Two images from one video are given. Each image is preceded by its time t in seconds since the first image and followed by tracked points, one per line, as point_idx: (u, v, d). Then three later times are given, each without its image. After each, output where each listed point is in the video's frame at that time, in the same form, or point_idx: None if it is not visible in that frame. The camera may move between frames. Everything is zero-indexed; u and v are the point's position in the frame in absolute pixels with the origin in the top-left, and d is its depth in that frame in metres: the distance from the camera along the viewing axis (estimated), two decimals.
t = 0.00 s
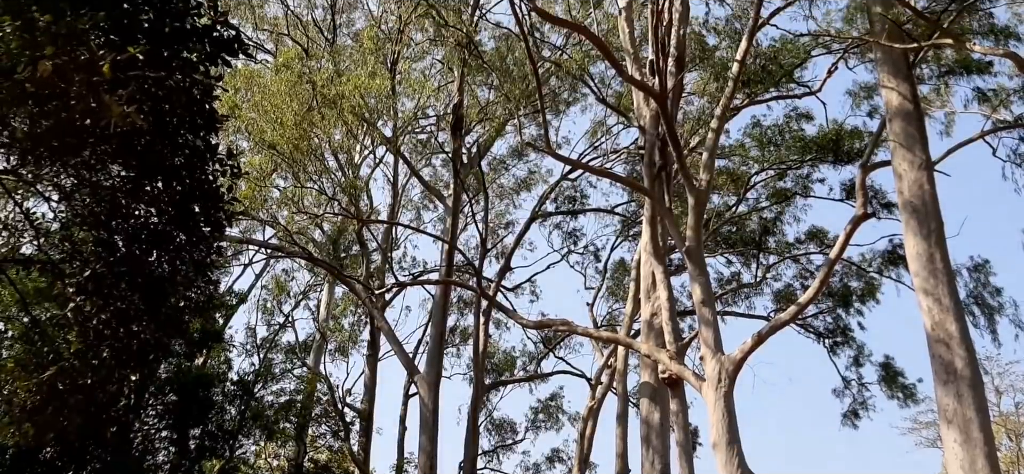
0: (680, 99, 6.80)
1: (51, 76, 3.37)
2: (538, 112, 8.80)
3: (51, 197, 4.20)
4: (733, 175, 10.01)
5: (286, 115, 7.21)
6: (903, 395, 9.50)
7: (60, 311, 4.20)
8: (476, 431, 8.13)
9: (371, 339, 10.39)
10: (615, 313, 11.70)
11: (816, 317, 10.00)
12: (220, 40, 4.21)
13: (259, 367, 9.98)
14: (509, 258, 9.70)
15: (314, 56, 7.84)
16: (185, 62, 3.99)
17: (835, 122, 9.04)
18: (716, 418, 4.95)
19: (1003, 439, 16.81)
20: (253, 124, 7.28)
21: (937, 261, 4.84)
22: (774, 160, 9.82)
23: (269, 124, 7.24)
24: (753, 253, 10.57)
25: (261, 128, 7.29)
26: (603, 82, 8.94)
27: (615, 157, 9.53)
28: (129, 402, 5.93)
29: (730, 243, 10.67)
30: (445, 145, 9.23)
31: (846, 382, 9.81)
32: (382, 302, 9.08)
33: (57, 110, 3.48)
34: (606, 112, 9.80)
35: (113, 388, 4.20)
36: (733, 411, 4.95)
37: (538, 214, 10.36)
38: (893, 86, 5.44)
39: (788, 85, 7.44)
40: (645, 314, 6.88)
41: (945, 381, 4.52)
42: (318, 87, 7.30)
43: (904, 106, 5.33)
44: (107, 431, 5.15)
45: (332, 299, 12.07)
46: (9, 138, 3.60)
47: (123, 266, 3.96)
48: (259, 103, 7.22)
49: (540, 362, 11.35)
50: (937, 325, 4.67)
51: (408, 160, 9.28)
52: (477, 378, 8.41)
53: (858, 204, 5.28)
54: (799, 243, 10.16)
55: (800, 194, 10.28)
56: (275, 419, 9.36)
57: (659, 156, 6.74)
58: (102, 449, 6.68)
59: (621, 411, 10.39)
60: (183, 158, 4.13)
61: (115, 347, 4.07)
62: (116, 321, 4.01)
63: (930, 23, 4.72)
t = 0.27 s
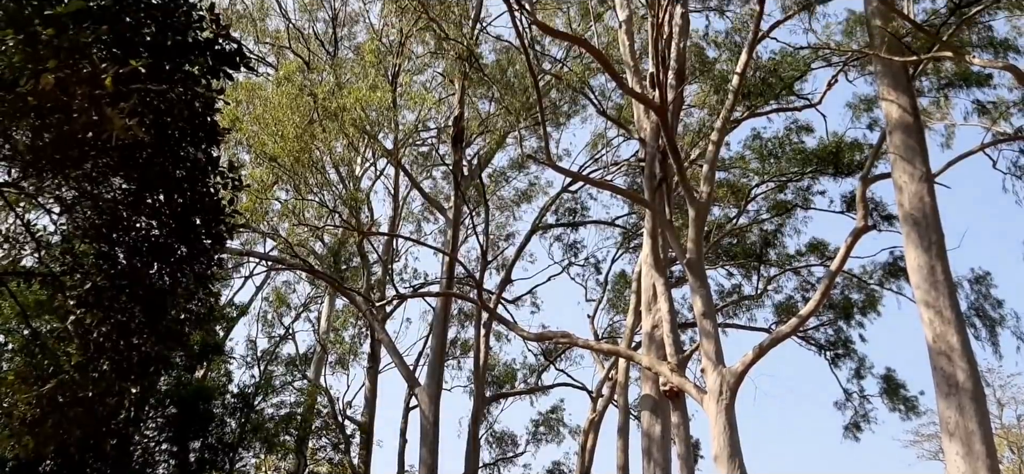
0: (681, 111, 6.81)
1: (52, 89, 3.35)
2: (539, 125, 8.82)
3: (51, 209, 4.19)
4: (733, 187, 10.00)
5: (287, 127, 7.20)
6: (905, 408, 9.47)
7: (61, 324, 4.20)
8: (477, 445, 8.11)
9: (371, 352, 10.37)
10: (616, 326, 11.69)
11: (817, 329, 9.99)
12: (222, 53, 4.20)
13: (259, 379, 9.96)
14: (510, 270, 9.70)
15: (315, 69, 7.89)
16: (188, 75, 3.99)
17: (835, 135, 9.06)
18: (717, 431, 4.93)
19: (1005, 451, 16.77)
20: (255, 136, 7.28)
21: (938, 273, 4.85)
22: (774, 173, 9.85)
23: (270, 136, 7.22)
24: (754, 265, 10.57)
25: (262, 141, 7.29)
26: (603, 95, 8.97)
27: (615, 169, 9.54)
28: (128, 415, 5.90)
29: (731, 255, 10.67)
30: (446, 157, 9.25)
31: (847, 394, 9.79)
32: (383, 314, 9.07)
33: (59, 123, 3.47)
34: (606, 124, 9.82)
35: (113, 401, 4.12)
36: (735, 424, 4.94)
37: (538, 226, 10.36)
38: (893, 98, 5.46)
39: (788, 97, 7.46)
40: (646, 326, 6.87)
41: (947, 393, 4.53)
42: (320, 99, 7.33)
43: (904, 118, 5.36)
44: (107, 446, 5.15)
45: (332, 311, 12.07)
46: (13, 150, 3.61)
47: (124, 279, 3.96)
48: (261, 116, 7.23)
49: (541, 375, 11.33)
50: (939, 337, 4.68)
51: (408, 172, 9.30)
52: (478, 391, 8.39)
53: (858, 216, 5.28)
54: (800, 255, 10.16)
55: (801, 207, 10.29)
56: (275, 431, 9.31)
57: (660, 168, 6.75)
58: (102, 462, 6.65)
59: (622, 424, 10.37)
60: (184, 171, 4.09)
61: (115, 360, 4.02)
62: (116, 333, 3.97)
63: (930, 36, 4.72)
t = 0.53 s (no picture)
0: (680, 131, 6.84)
1: (54, 109, 3.31)
2: (538, 143, 8.84)
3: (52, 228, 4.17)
4: (733, 205, 10.04)
5: (287, 147, 7.20)
6: (906, 427, 9.44)
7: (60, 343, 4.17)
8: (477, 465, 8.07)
9: (370, 371, 10.34)
10: (616, 344, 11.68)
11: (818, 348, 9.97)
12: (223, 72, 4.17)
13: (258, 398, 9.94)
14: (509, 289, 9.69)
15: (316, 88, 7.94)
16: (190, 94, 3.93)
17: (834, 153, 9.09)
18: (718, 450, 4.92)
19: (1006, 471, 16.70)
20: (255, 156, 7.37)
21: (938, 292, 4.89)
22: (773, 191, 9.84)
23: (270, 155, 7.26)
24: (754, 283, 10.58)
25: (262, 160, 7.30)
26: (603, 114, 9.02)
27: (615, 188, 9.56)
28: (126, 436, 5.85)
29: (731, 273, 10.68)
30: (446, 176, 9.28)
31: (848, 414, 9.76)
32: (382, 333, 9.06)
33: (59, 141, 3.42)
34: (605, 143, 9.86)
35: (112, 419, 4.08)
36: (735, 444, 4.92)
37: (538, 244, 10.36)
38: (892, 118, 5.53)
39: (787, 115, 7.49)
40: (647, 344, 6.86)
41: (948, 412, 4.56)
42: (320, 118, 7.39)
43: (903, 137, 5.42)
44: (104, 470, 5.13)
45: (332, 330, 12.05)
46: (13, 170, 3.52)
47: (123, 298, 3.88)
48: (261, 134, 7.33)
49: (541, 394, 11.30)
50: (939, 356, 4.71)
51: (409, 190, 9.32)
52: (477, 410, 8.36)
53: (858, 235, 5.29)
54: (800, 273, 10.15)
55: (800, 225, 10.31)
56: (274, 450, 9.37)
57: (659, 187, 6.76)
58: None
59: (622, 444, 10.32)
60: (185, 190, 4.00)
61: (114, 379, 3.94)
62: (116, 352, 3.92)
63: (927, 57, 4.74)
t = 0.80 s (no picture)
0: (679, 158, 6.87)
1: (56, 136, 3.21)
2: (538, 170, 8.88)
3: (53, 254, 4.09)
4: (732, 232, 10.10)
5: (288, 174, 7.22)
6: (908, 454, 9.37)
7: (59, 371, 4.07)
8: None
9: (370, 398, 10.29)
10: (617, 371, 11.64)
11: (819, 375, 9.94)
12: (224, 99, 4.18)
13: (256, 426, 9.89)
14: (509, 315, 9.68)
15: (317, 115, 7.96)
16: (191, 121, 3.94)
17: (833, 179, 9.12)
18: None
19: None
20: (257, 183, 7.37)
21: (939, 319, 4.92)
22: (771, 217, 9.91)
23: (272, 183, 7.27)
24: (754, 310, 10.59)
25: (263, 187, 7.33)
26: (603, 140, 9.06)
27: (615, 214, 9.57)
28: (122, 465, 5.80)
29: (731, 299, 10.68)
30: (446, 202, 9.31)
31: (850, 442, 9.70)
32: (382, 360, 9.03)
33: (60, 169, 3.29)
34: (605, 170, 9.90)
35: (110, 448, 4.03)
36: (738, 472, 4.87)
37: (538, 271, 10.36)
38: (890, 144, 5.62)
39: (786, 142, 7.53)
40: (648, 372, 6.83)
41: (951, 441, 4.55)
42: (321, 145, 7.44)
43: (901, 164, 5.50)
44: None
45: (331, 357, 12.02)
46: (13, 198, 3.40)
47: (121, 325, 3.80)
48: (262, 162, 7.36)
49: (541, 421, 11.24)
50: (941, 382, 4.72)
51: (409, 217, 9.33)
52: (477, 438, 8.31)
53: (858, 262, 5.29)
54: (800, 300, 10.14)
55: (800, 251, 10.31)
56: None
57: (660, 214, 6.76)
58: None
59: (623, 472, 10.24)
60: (186, 216, 3.94)
61: (112, 407, 3.88)
62: (114, 380, 3.84)
63: (925, 83, 4.74)
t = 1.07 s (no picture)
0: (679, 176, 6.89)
1: (57, 155, 3.22)
2: (538, 188, 8.90)
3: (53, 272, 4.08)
4: (733, 249, 10.14)
5: (288, 191, 7.30)
6: (910, 473, 9.33)
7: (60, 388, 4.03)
8: None
9: (370, 415, 10.27)
10: (618, 389, 11.62)
11: (820, 393, 9.93)
12: (226, 117, 4.16)
13: (256, 444, 9.86)
14: (510, 332, 9.68)
15: (318, 133, 8.11)
16: (192, 140, 3.93)
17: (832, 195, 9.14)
18: None
19: None
20: (257, 200, 7.45)
21: (940, 337, 5.20)
22: (772, 234, 9.91)
23: (272, 200, 7.36)
24: (755, 328, 10.60)
25: (263, 203, 7.38)
26: (603, 157, 9.09)
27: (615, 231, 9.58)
28: None
29: (732, 317, 10.67)
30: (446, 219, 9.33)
31: (852, 460, 9.67)
32: (381, 378, 9.01)
33: (62, 187, 3.34)
34: (605, 187, 9.92)
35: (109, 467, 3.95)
36: None
37: (538, 288, 10.36)
38: (890, 163, 5.90)
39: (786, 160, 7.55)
40: (648, 389, 6.81)
41: (952, 457, 4.79)
42: (322, 163, 7.50)
43: (902, 182, 5.80)
44: None
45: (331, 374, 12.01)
46: (15, 214, 3.43)
47: (121, 343, 3.77)
48: (263, 179, 7.43)
49: (542, 439, 11.21)
50: (942, 401, 4.96)
51: (409, 234, 9.34)
52: (477, 456, 8.28)
53: (858, 278, 5.28)
54: (801, 318, 10.14)
55: (800, 269, 10.32)
56: None
57: (660, 231, 6.78)
58: None
59: None
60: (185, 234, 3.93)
61: (111, 425, 3.83)
62: (113, 397, 3.80)
63: (925, 101, 4.75)
